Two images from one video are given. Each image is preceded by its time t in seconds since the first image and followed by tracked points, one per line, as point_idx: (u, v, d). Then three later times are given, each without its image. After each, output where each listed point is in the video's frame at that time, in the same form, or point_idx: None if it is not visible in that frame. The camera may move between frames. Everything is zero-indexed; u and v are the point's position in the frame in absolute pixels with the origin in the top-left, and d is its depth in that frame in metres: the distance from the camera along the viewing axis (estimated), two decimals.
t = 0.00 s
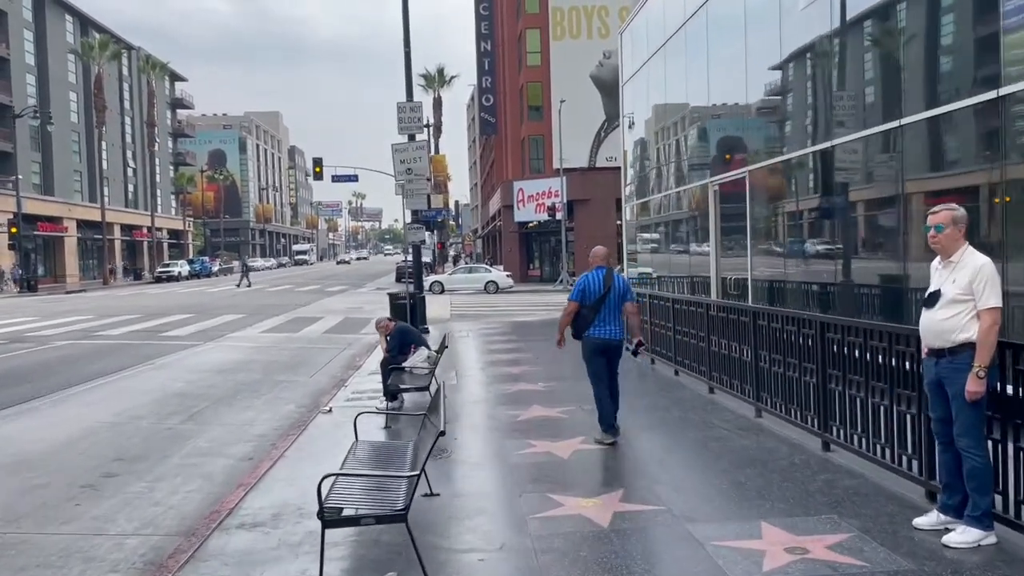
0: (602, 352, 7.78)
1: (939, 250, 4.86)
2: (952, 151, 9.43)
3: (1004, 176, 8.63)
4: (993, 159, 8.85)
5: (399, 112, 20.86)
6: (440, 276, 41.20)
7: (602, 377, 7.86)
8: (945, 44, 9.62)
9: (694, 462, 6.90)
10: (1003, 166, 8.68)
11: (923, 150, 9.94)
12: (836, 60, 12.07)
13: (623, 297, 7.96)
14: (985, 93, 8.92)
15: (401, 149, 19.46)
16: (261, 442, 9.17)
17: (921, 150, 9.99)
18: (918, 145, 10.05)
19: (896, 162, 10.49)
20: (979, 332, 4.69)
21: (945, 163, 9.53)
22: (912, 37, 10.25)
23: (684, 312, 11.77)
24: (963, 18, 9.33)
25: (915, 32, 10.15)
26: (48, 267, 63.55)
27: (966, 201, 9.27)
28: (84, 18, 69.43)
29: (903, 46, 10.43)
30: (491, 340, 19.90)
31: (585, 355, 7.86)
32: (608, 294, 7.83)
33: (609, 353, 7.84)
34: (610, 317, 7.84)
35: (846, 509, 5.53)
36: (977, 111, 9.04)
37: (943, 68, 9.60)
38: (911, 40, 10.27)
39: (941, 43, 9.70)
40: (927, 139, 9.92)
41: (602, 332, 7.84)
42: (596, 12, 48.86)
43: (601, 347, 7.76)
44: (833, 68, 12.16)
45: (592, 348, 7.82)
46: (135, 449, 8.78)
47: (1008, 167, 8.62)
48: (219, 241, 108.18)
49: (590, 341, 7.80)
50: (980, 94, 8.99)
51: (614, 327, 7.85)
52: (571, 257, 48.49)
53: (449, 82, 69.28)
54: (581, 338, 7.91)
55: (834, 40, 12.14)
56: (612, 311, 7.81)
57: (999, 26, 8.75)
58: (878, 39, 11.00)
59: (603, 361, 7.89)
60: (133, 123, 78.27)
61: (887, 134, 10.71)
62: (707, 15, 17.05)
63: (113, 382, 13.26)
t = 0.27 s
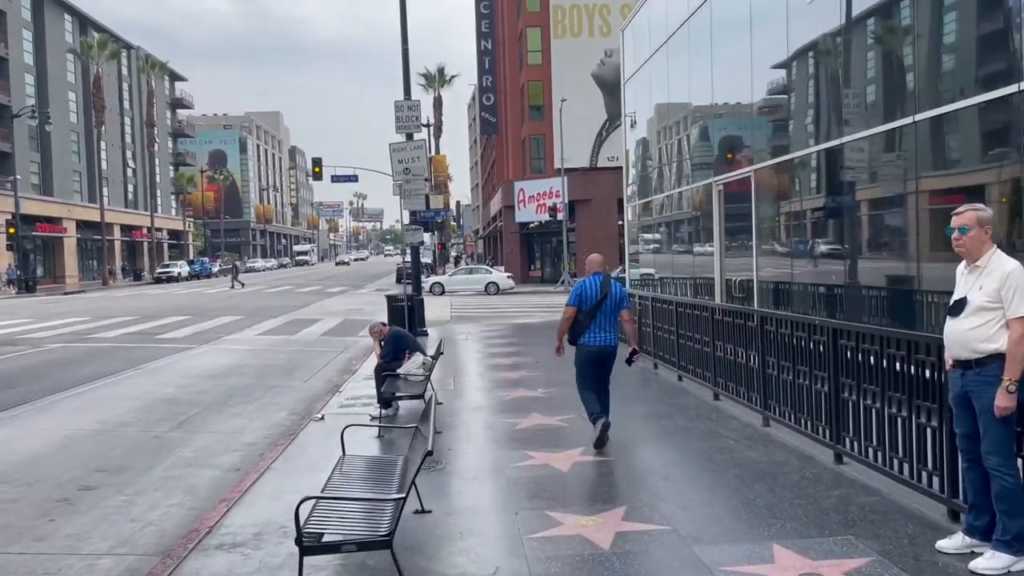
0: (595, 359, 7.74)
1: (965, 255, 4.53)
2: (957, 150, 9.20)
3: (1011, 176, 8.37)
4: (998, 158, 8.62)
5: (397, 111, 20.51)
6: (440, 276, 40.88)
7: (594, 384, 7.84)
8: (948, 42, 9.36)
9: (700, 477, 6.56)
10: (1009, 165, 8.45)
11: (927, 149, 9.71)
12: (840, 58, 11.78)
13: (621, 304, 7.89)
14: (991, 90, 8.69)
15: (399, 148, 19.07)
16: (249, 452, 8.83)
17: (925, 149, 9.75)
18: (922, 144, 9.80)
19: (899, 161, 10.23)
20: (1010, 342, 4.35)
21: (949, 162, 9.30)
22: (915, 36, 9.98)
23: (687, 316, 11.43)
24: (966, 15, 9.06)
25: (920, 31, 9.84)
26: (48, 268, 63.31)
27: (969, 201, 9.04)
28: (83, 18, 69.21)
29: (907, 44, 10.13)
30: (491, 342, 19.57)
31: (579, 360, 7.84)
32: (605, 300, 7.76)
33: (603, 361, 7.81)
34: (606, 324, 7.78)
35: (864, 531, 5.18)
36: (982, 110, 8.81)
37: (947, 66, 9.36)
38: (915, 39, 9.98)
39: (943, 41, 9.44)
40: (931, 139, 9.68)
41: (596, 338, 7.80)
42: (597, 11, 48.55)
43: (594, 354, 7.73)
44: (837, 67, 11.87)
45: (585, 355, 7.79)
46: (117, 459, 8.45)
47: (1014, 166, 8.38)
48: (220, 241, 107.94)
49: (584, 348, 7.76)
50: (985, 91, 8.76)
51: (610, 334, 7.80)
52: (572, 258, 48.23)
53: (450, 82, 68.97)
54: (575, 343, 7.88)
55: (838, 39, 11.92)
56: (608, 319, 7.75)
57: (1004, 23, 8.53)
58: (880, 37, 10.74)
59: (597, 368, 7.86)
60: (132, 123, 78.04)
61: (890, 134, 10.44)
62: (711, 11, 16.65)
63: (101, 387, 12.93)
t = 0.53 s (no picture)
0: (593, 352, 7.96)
1: (999, 247, 4.20)
2: (959, 147, 9.02)
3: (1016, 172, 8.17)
4: (1001, 155, 8.41)
5: (396, 106, 20.19)
6: (441, 274, 40.53)
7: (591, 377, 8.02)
8: (950, 39, 9.15)
9: (710, 484, 6.19)
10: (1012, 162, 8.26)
11: (930, 145, 9.52)
12: (845, 54, 11.60)
13: (617, 297, 8.12)
14: (992, 85, 8.49)
15: (398, 144, 18.71)
16: (240, 456, 8.51)
17: (928, 145, 9.56)
18: (927, 141, 9.59)
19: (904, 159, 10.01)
20: None
21: (951, 158, 9.12)
22: (920, 32, 9.77)
23: (692, 314, 11.03)
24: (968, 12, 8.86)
25: (927, 26, 9.60)
26: (47, 267, 63.02)
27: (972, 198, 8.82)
28: (82, 16, 68.89)
29: (910, 41, 9.96)
30: (492, 341, 19.23)
31: (578, 353, 8.03)
32: (603, 293, 7.97)
33: (600, 353, 8.01)
34: (604, 317, 7.98)
35: (890, 546, 4.81)
36: (984, 106, 8.61)
37: (949, 63, 9.15)
38: (921, 35, 9.75)
39: (946, 37, 9.24)
40: (935, 135, 9.50)
41: (594, 331, 7.99)
42: (599, 7, 47.96)
43: (592, 347, 7.93)
44: (842, 63, 11.66)
45: (585, 347, 7.98)
46: (102, 464, 8.13)
47: (1019, 163, 8.18)
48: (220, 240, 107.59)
49: (583, 342, 7.96)
50: (988, 86, 8.55)
51: (607, 327, 8.00)
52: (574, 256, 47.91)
53: (451, 79, 68.59)
54: (573, 336, 8.06)
55: (841, 35, 11.71)
56: (606, 313, 7.96)
57: (1006, 17, 8.34)
58: (884, 34, 10.57)
59: (593, 360, 8.07)
60: (132, 122, 77.74)
61: (895, 130, 10.23)
62: (716, 3, 16.27)
63: (92, 387, 12.63)
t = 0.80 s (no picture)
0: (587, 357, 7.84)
1: None
2: (960, 144, 8.92)
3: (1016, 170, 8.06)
4: (1002, 152, 8.30)
5: (395, 103, 19.86)
6: (441, 274, 40.20)
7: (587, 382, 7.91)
8: (955, 35, 9.03)
9: (722, 497, 5.85)
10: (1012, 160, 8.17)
11: (933, 141, 9.41)
12: (846, 52, 11.44)
13: (609, 300, 8.00)
14: (994, 81, 8.39)
15: (396, 141, 18.34)
16: (230, 465, 8.19)
17: (931, 141, 9.46)
18: (931, 138, 9.44)
19: (907, 157, 9.89)
20: None
21: (952, 155, 9.04)
22: (924, 29, 9.63)
23: (697, 314, 10.67)
24: (972, 8, 8.76)
25: (930, 23, 9.50)
26: (44, 266, 62.67)
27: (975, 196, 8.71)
28: (80, 14, 68.57)
29: (911, 39, 9.87)
30: (493, 341, 18.89)
31: (572, 358, 7.92)
32: (594, 297, 7.85)
33: (595, 357, 7.90)
34: (597, 321, 7.88)
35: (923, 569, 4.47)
36: (986, 104, 8.51)
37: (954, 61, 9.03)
38: (924, 31, 9.62)
39: (952, 35, 9.10)
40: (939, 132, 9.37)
41: (587, 335, 7.88)
42: (600, 4, 47.62)
43: (586, 352, 7.82)
44: (844, 60, 11.49)
45: (579, 352, 7.88)
46: (87, 473, 7.82)
47: (1022, 160, 8.06)
48: (219, 239, 107.20)
49: (577, 347, 7.85)
50: (990, 82, 8.43)
51: (600, 331, 7.90)
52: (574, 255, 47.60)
53: (450, 76, 68.22)
54: (567, 341, 7.95)
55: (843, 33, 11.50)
56: (598, 316, 7.85)
57: (1007, 14, 8.24)
58: (885, 31, 10.46)
59: (588, 364, 7.95)
60: (130, 120, 77.40)
61: (897, 127, 10.09)
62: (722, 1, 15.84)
63: (81, 391, 12.32)
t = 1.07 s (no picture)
0: (577, 353, 7.64)
1: None
2: (962, 141, 8.80)
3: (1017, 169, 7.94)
4: (1004, 150, 8.19)
5: (392, 99, 19.53)
6: (440, 272, 39.88)
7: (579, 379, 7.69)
8: (962, 34, 8.81)
9: (733, 511, 5.52)
10: (1011, 159, 8.08)
11: (935, 139, 9.23)
12: (846, 49, 11.26)
13: (598, 296, 7.81)
14: (996, 77, 8.23)
15: (394, 138, 18.10)
16: (217, 473, 7.86)
17: (933, 138, 9.28)
18: (934, 134, 9.25)
19: (913, 153, 9.63)
20: None
21: (954, 153, 8.90)
22: (925, 25, 9.45)
23: (702, 315, 10.30)
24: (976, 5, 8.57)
25: (929, 20, 9.36)
26: (43, 266, 62.38)
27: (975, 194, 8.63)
28: (78, 12, 68.29)
29: (911, 35, 9.70)
30: (492, 341, 18.55)
31: (563, 355, 7.71)
32: (583, 292, 7.67)
33: (586, 354, 7.69)
34: (586, 316, 7.69)
35: None
36: (988, 101, 8.37)
37: (959, 58, 8.82)
38: (924, 28, 9.46)
39: (955, 33, 8.94)
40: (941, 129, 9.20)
41: (578, 332, 7.68)
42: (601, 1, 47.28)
43: (577, 348, 7.61)
44: (844, 58, 11.30)
45: (570, 348, 7.65)
46: (68, 482, 7.51)
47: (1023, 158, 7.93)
48: (219, 238, 106.87)
49: (567, 342, 7.64)
50: (993, 78, 8.28)
51: (591, 326, 7.70)
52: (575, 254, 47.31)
53: (450, 74, 67.86)
54: (557, 338, 7.76)
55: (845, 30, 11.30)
56: (587, 311, 7.66)
57: (1008, 12, 8.11)
58: (887, 27, 10.26)
59: (580, 361, 7.74)
60: (129, 119, 77.11)
61: (900, 123, 9.89)
62: None
63: (69, 395, 12.00)
